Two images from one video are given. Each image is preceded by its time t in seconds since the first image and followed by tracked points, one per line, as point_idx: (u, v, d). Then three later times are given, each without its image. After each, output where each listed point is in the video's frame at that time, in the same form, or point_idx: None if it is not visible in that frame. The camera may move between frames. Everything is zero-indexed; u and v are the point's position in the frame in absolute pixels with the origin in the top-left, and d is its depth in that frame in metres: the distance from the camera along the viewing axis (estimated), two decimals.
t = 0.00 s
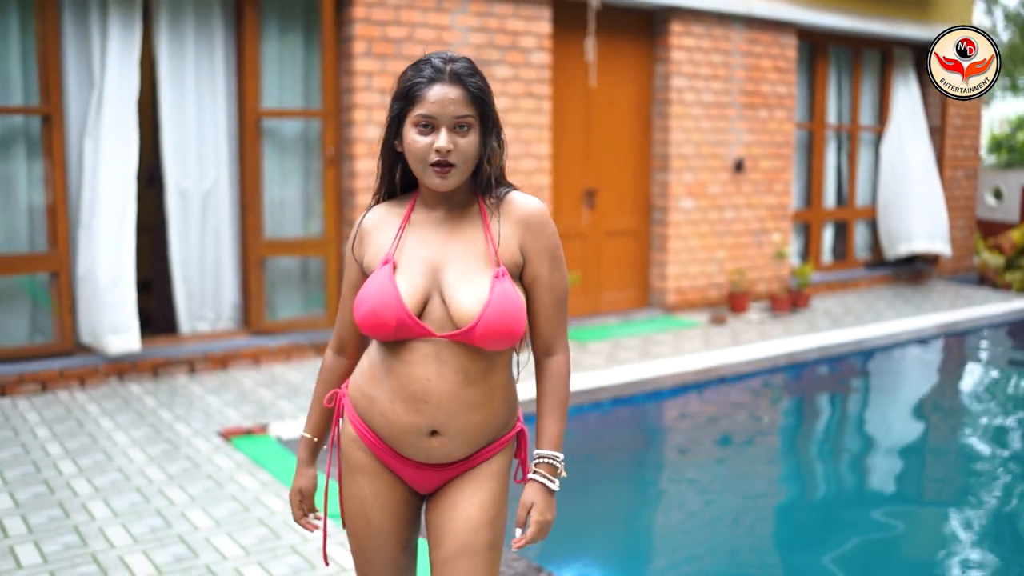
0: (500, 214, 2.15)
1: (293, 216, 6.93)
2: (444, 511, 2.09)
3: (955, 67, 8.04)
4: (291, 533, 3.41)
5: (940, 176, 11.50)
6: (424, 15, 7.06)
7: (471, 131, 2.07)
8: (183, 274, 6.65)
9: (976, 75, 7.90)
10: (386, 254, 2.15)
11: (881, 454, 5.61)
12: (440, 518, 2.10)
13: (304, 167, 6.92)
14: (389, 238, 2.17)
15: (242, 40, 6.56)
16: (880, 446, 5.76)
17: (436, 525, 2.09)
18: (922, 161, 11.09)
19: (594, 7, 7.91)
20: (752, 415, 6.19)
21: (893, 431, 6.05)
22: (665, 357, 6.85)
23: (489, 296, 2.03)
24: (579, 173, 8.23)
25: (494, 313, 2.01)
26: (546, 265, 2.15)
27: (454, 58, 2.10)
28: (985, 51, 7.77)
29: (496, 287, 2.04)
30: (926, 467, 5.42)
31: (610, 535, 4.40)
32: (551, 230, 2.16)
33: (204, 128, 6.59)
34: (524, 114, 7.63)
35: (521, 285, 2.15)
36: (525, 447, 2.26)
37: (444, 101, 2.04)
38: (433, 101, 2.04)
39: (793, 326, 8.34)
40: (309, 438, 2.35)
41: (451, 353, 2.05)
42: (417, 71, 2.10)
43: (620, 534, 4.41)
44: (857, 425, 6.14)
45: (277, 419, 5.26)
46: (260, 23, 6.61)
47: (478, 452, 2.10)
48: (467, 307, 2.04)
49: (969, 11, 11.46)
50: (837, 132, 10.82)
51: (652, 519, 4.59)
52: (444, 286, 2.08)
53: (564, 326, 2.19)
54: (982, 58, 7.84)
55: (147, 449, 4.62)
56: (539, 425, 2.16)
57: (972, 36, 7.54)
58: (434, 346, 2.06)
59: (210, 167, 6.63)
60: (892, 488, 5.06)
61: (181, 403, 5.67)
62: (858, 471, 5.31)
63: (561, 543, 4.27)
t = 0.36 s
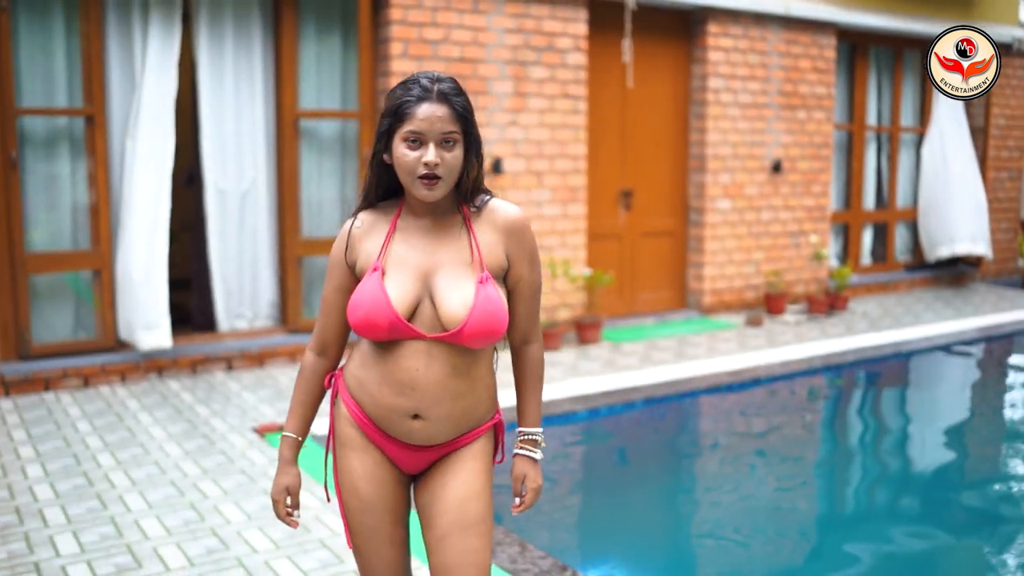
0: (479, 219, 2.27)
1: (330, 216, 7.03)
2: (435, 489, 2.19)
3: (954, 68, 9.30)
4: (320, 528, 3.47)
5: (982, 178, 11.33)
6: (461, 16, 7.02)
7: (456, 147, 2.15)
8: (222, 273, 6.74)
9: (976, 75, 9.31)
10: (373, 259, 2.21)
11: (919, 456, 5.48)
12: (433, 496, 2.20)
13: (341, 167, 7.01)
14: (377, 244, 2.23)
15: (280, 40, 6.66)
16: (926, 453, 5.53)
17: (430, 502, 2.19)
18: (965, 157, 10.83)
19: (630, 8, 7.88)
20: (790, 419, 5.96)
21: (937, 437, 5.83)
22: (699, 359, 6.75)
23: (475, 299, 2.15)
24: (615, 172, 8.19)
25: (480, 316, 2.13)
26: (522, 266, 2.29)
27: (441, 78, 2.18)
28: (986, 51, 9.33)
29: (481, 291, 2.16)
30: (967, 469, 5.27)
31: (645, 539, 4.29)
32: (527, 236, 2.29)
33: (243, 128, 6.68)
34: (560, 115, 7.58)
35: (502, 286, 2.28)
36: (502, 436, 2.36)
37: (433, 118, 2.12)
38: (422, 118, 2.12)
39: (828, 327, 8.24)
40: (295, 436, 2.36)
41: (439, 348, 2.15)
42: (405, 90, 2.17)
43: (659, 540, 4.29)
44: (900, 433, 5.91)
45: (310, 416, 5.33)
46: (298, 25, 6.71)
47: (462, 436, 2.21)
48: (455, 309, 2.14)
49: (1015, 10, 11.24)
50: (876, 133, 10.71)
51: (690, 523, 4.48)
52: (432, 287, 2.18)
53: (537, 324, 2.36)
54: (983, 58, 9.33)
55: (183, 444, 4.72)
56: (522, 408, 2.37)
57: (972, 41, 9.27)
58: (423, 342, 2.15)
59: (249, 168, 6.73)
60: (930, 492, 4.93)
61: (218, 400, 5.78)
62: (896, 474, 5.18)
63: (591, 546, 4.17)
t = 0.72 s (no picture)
0: (493, 192, 2.42)
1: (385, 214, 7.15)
2: (484, 450, 2.31)
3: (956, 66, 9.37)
4: (370, 521, 3.43)
5: None
6: (516, 16, 6.97)
7: (478, 132, 2.28)
8: (279, 269, 6.83)
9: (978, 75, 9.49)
10: (402, 236, 2.33)
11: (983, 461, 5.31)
12: (479, 459, 2.31)
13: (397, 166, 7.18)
14: (405, 222, 2.35)
15: (337, 40, 6.76)
16: (989, 458, 5.37)
17: (479, 465, 2.30)
18: None
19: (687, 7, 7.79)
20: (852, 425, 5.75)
21: (1000, 441, 5.66)
22: (755, 359, 6.59)
23: (506, 267, 2.31)
24: (672, 173, 8.14)
25: (513, 282, 2.29)
26: (535, 235, 2.47)
27: (464, 67, 2.31)
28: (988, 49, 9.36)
29: (508, 259, 2.32)
30: None
31: (706, 540, 4.22)
32: (536, 208, 2.48)
33: (300, 126, 6.77)
34: (616, 114, 7.50)
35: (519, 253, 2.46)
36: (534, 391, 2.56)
37: (457, 105, 2.24)
38: (447, 104, 2.24)
39: (888, 329, 8.08)
40: (330, 410, 2.44)
41: (475, 315, 2.30)
42: (430, 77, 2.28)
43: (721, 541, 4.22)
44: (960, 437, 5.73)
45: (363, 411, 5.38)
46: (355, 27, 6.81)
47: (497, 397, 2.35)
48: (488, 277, 2.29)
49: None
50: (938, 132, 10.47)
51: (749, 522, 4.42)
52: (464, 259, 2.32)
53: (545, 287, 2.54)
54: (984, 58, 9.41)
55: (238, 438, 4.81)
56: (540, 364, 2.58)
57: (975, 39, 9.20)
58: (460, 311, 2.29)
59: (306, 165, 6.82)
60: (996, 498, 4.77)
61: (274, 394, 5.87)
62: (960, 479, 5.03)
63: (656, 548, 4.10)
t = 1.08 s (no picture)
0: (528, 180, 2.60)
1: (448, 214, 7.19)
2: (535, 428, 2.47)
3: (956, 67, 8.73)
4: (425, 515, 3.43)
5: None
6: (580, 16, 6.91)
7: (525, 124, 2.41)
8: (342, 267, 6.92)
9: (978, 76, 8.80)
10: (460, 219, 2.44)
11: None
12: (532, 437, 2.48)
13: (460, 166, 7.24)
14: (461, 208, 2.45)
15: (402, 40, 6.83)
16: None
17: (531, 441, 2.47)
18: None
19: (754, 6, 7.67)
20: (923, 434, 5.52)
21: None
22: (818, 361, 6.44)
23: (558, 245, 2.49)
24: (737, 174, 8.02)
25: (565, 258, 2.48)
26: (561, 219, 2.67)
27: (509, 64, 2.44)
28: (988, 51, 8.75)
29: (558, 238, 2.50)
30: None
31: (767, 539, 4.15)
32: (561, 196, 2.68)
33: (365, 124, 6.86)
34: (680, 113, 7.39)
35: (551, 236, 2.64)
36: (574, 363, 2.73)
37: (506, 100, 2.37)
38: (496, 99, 2.37)
39: (958, 333, 7.86)
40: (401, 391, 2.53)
41: (532, 291, 2.44)
42: (479, 74, 2.41)
43: (783, 541, 4.15)
44: None
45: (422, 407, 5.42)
46: (420, 27, 6.87)
47: (549, 372, 2.48)
48: (545, 254, 2.46)
49: None
50: (1013, 131, 10.15)
51: (811, 523, 4.34)
52: (520, 240, 2.46)
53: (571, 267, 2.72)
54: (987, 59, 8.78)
55: (299, 431, 4.89)
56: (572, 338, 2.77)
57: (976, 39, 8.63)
58: (519, 288, 2.42)
59: (370, 164, 6.90)
60: None
61: (335, 389, 5.95)
62: None
63: (715, 547, 4.03)
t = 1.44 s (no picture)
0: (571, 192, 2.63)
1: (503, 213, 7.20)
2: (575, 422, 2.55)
3: (956, 68, 8.18)
4: (471, 512, 3.44)
5: None
6: (636, 16, 6.83)
7: (570, 136, 2.45)
8: (399, 266, 6.99)
9: (978, 77, 8.22)
10: (515, 227, 2.47)
11: None
12: (571, 430, 2.55)
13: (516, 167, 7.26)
14: (516, 216, 2.48)
15: (458, 40, 6.86)
16: None
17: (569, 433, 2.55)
18: None
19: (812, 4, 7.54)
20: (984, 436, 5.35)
21: None
22: (876, 364, 6.31)
23: (605, 254, 2.54)
24: (794, 174, 7.90)
25: (612, 266, 2.53)
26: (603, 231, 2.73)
27: (553, 79, 2.48)
28: (988, 49, 8.18)
29: (602, 247, 2.54)
30: None
31: (820, 544, 4.07)
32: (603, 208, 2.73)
33: (422, 124, 6.91)
34: (737, 113, 7.24)
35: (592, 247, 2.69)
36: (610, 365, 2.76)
37: (552, 114, 2.41)
38: (543, 113, 2.41)
39: None
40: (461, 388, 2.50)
41: (580, 297, 2.50)
42: (526, 90, 2.45)
43: (836, 544, 4.07)
44: None
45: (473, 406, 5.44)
46: (477, 27, 6.90)
47: (591, 370, 2.55)
48: (594, 262, 2.50)
49: None
50: None
51: (866, 527, 4.25)
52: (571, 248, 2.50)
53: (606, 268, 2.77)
54: (986, 58, 8.20)
55: (352, 427, 4.95)
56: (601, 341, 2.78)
57: (977, 37, 8.10)
58: (569, 294, 2.47)
59: (427, 164, 6.96)
60: None
61: (388, 387, 6.01)
62: None
63: (764, 550, 3.96)
